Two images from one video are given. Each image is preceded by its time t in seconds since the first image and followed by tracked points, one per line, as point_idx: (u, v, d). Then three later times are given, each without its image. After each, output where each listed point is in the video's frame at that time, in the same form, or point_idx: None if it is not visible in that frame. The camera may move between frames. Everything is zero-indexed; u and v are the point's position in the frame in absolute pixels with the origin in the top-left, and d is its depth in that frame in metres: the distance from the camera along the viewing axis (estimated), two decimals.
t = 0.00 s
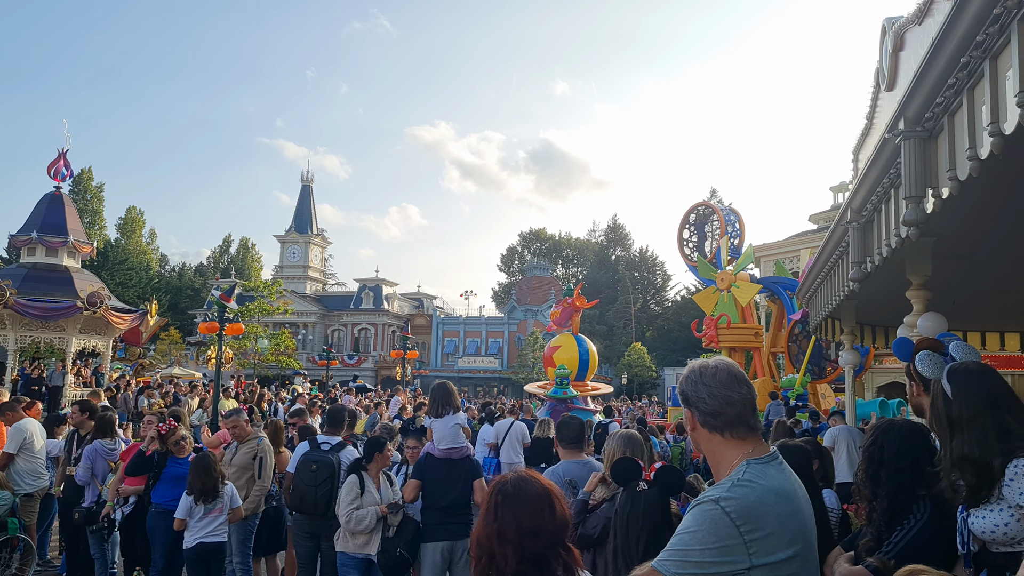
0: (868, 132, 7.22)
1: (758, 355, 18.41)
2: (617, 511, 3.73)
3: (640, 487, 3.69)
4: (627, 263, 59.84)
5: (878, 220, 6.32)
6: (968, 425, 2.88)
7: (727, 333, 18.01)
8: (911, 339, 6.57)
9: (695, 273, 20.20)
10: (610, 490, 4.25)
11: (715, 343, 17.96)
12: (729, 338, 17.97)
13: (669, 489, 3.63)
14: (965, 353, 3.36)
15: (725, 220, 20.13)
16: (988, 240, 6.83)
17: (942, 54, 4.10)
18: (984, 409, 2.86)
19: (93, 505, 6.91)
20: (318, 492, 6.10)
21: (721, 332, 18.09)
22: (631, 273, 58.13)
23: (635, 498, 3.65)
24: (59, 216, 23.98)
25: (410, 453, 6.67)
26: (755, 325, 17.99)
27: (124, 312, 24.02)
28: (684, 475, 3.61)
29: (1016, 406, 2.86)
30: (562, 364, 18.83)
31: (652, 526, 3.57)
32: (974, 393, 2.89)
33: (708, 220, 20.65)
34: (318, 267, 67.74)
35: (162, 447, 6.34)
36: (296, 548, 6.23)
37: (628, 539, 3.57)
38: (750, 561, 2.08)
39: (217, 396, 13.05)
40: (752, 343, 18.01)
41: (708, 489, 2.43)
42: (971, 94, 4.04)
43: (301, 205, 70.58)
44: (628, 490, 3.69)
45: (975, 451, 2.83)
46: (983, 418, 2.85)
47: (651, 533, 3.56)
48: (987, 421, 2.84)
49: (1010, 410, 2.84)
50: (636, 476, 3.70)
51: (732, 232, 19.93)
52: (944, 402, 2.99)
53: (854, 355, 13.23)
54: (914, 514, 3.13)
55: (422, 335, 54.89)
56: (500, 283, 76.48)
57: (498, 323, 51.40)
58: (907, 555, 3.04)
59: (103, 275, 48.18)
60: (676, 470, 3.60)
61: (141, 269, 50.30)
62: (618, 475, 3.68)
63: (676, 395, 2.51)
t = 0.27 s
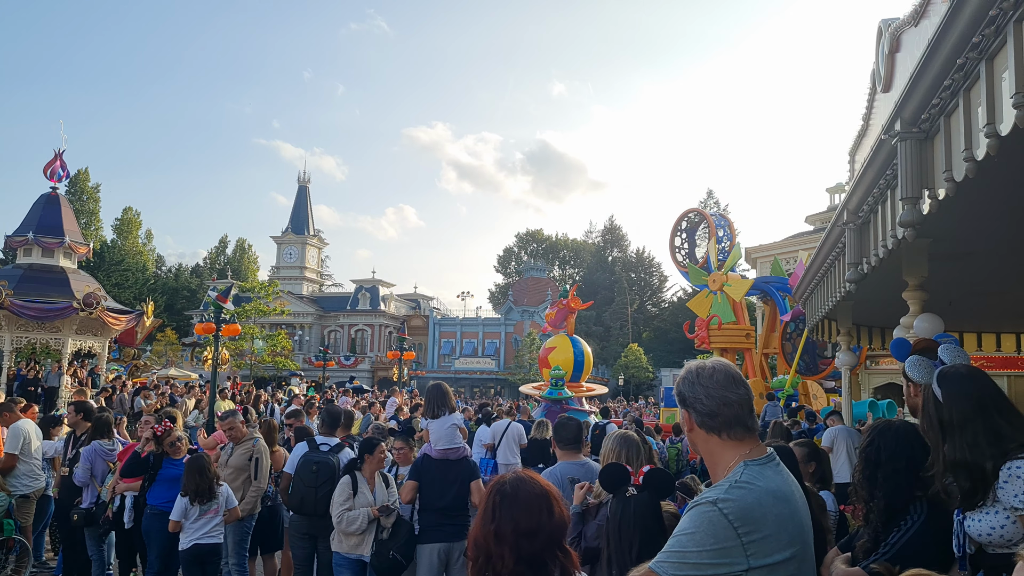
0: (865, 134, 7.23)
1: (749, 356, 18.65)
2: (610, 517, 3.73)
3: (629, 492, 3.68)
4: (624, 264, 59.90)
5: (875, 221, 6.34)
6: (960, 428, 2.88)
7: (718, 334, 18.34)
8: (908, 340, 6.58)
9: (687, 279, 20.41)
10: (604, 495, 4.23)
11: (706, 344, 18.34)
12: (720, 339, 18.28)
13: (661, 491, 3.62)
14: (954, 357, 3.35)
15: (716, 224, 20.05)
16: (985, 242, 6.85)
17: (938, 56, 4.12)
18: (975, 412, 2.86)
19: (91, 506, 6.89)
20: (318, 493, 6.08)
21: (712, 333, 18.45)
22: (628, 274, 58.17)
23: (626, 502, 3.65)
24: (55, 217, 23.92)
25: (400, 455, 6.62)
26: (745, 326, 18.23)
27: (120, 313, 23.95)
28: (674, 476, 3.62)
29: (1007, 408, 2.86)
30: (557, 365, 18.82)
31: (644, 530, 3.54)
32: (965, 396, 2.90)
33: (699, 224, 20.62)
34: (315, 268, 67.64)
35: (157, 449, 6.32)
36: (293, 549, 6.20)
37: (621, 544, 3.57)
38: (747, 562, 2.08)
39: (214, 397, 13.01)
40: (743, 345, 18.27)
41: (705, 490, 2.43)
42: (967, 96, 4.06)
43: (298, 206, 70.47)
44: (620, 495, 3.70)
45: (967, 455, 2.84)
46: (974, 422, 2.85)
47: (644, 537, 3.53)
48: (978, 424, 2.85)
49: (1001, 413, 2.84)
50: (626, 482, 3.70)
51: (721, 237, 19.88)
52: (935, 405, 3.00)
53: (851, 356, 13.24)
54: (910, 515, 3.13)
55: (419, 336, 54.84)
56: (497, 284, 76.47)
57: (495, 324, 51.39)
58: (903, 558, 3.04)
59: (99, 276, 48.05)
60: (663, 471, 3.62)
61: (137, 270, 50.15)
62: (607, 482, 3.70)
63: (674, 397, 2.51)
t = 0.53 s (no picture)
0: (861, 135, 7.24)
1: (741, 357, 18.78)
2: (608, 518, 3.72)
3: (629, 492, 3.67)
4: (622, 266, 59.96)
5: (872, 223, 6.35)
6: (955, 431, 2.88)
7: (710, 336, 18.53)
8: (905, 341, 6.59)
9: (680, 284, 20.64)
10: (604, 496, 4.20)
11: (699, 345, 18.58)
12: (712, 341, 18.47)
13: (660, 493, 3.63)
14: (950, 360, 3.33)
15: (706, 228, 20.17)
16: (981, 243, 6.86)
17: (934, 59, 4.13)
18: (970, 415, 2.86)
19: (90, 508, 6.87)
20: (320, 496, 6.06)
21: (704, 335, 18.69)
22: (625, 276, 58.22)
23: (625, 503, 3.64)
24: (52, 218, 23.88)
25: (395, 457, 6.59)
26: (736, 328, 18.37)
27: (117, 314, 23.90)
28: (673, 477, 3.63)
29: (1002, 410, 2.86)
30: (553, 367, 18.80)
31: (643, 530, 3.54)
32: (959, 399, 2.90)
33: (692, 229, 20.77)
34: (312, 270, 67.57)
35: (153, 451, 6.30)
36: (290, 552, 6.18)
37: (620, 545, 3.56)
38: (743, 563, 2.07)
39: (210, 399, 12.97)
40: (735, 347, 18.41)
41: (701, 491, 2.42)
42: (963, 98, 4.07)
43: (295, 208, 70.41)
44: (619, 496, 3.69)
45: (962, 458, 2.84)
46: (968, 424, 2.85)
47: (643, 539, 3.52)
48: (974, 427, 2.84)
49: (996, 415, 2.84)
50: (625, 482, 3.68)
51: (712, 241, 20.01)
52: (931, 408, 2.99)
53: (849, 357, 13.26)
54: (909, 517, 3.13)
55: (416, 338, 54.79)
56: (495, 286, 76.47)
57: (492, 325, 51.40)
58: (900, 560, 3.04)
59: (96, 278, 47.97)
60: (664, 471, 3.63)
61: (134, 272, 50.06)
62: (607, 480, 3.69)
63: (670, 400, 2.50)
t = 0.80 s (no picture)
0: (859, 137, 7.25)
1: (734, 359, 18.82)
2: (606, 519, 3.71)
3: (626, 495, 3.66)
4: (620, 267, 59.99)
5: (869, 224, 6.35)
6: (951, 432, 2.87)
7: (703, 337, 18.52)
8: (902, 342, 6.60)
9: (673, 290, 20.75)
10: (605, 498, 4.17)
11: (692, 346, 18.55)
12: (705, 342, 18.45)
13: (658, 495, 3.62)
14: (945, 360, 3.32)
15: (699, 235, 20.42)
16: (979, 245, 6.87)
17: (932, 60, 4.13)
18: (965, 416, 2.85)
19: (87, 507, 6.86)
20: (318, 496, 6.05)
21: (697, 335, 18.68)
22: (623, 277, 58.24)
23: (623, 506, 3.62)
24: (49, 218, 23.83)
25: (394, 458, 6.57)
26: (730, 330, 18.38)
27: (114, 315, 23.85)
28: (671, 478, 3.62)
29: (997, 412, 2.86)
30: (548, 368, 18.78)
31: (641, 531, 3.53)
32: (954, 401, 2.89)
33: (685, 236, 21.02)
34: (310, 270, 67.49)
35: (149, 451, 6.28)
36: (287, 553, 6.16)
37: (618, 547, 3.55)
38: (739, 563, 2.06)
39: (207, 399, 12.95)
40: (727, 347, 18.44)
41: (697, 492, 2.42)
42: (961, 99, 4.07)
43: (293, 208, 70.33)
44: (617, 499, 3.68)
45: (957, 459, 2.84)
46: (963, 426, 2.85)
47: (641, 541, 3.51)
48: (969, 429, 2.84)
49: (991, 416, 2.84)
50: (623, 484, 3.68)
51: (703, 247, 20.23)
52: (926, 410, 2.99)
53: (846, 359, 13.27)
54: (906, 518, 3.12)
55: (414, 339, 54.75)
56: (492, 287, 76.46)
57: (490, 326, 51.40)
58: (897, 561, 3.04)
59: (93, 278, 47.89)
60: (660, 473, 3.61)
61: (131, 272, 49.96)
62: (604, 483, 3.69)
63: (666, 401, 2.49)
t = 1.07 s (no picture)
0: (857, 138, 7.26)
1: (726, 360, 18.93)
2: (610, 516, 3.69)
3: (633, 492, 3.65)
4: (618, 268, 60.07)
5: (867, 225, 6.36)
6: (947, 434, 2.87)
7: (695, 339, 18.67)
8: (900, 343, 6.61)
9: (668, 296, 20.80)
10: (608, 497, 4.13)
11: (683, 348, 18.70)
12: (697, 344, 18.60)
13: (664, 494, 3.61)
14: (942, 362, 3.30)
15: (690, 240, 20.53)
16: (976, 247, 6.90)
17: (930, 62, 4.13)
18: (961, 418, 2.85)
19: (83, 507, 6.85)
20: (313, 497, 6.04)
21: (689, 336, 18.82)
22: (621, 278, 58.30)
23: (628, 504, 3.61)
24: (46, 218, 23.77)
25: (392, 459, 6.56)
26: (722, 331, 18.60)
27: (111, 314, 23.81)
28: (677, 478, 3.61)
29: (993, 413, 2.86)
30: (544, 369, 18.76)
31: (645, 531, 3.52)
32: (951, 402, 2.89)
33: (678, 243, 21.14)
34: (307, 270, 67.44)
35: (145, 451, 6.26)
36: (284, 553, 6.14)
37: (623, 545, 3.54)
38: (735, 562, 2.06)
39: (205, 398, 12.93)
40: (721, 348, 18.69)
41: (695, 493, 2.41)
42: (960, 100, 4.07)
43: (291, 208, 70.24)
44: (623, 496, 3.66)
45: (953, 461, 2.84)
46: (959, 428, 2.85)
47: (645, 540, 3.50)
48: (965, 431, 2.83)
49: (987, 418, 2.84)
50: (629, 482, 3.65)
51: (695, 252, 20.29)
52: (922, 411, 2.98)
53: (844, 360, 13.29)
54: (903, 519, 3.12)
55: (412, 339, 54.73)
56: (490, 287, 76.46)
57: (488, 326, 51.40)
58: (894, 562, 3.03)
59: (90, 278, 47.83)
60: (666, 473, 3.60)
61: (129, 272, 49.89)
62: (611, 480, 3.64)
63: (665, 401, 2.48)
